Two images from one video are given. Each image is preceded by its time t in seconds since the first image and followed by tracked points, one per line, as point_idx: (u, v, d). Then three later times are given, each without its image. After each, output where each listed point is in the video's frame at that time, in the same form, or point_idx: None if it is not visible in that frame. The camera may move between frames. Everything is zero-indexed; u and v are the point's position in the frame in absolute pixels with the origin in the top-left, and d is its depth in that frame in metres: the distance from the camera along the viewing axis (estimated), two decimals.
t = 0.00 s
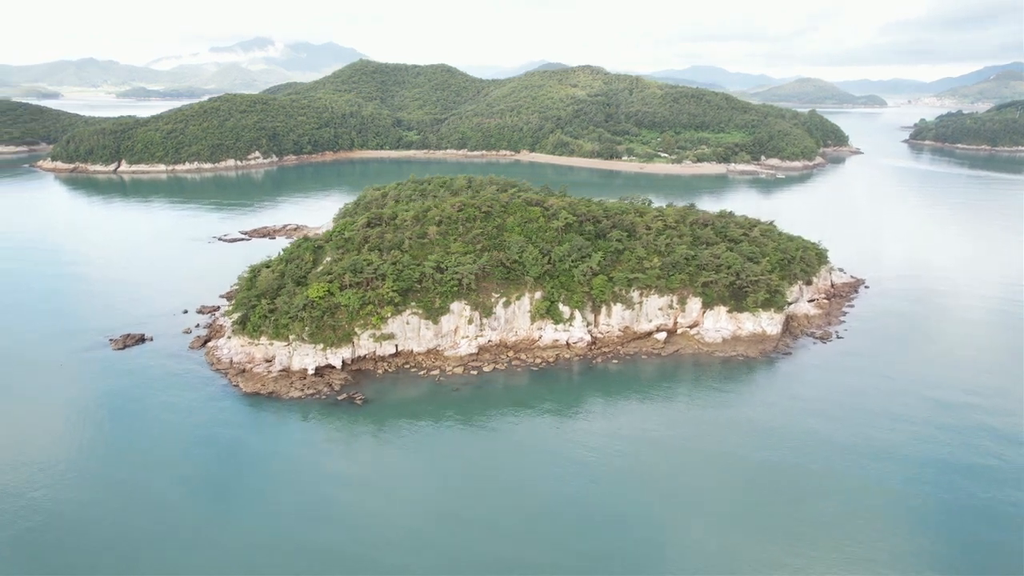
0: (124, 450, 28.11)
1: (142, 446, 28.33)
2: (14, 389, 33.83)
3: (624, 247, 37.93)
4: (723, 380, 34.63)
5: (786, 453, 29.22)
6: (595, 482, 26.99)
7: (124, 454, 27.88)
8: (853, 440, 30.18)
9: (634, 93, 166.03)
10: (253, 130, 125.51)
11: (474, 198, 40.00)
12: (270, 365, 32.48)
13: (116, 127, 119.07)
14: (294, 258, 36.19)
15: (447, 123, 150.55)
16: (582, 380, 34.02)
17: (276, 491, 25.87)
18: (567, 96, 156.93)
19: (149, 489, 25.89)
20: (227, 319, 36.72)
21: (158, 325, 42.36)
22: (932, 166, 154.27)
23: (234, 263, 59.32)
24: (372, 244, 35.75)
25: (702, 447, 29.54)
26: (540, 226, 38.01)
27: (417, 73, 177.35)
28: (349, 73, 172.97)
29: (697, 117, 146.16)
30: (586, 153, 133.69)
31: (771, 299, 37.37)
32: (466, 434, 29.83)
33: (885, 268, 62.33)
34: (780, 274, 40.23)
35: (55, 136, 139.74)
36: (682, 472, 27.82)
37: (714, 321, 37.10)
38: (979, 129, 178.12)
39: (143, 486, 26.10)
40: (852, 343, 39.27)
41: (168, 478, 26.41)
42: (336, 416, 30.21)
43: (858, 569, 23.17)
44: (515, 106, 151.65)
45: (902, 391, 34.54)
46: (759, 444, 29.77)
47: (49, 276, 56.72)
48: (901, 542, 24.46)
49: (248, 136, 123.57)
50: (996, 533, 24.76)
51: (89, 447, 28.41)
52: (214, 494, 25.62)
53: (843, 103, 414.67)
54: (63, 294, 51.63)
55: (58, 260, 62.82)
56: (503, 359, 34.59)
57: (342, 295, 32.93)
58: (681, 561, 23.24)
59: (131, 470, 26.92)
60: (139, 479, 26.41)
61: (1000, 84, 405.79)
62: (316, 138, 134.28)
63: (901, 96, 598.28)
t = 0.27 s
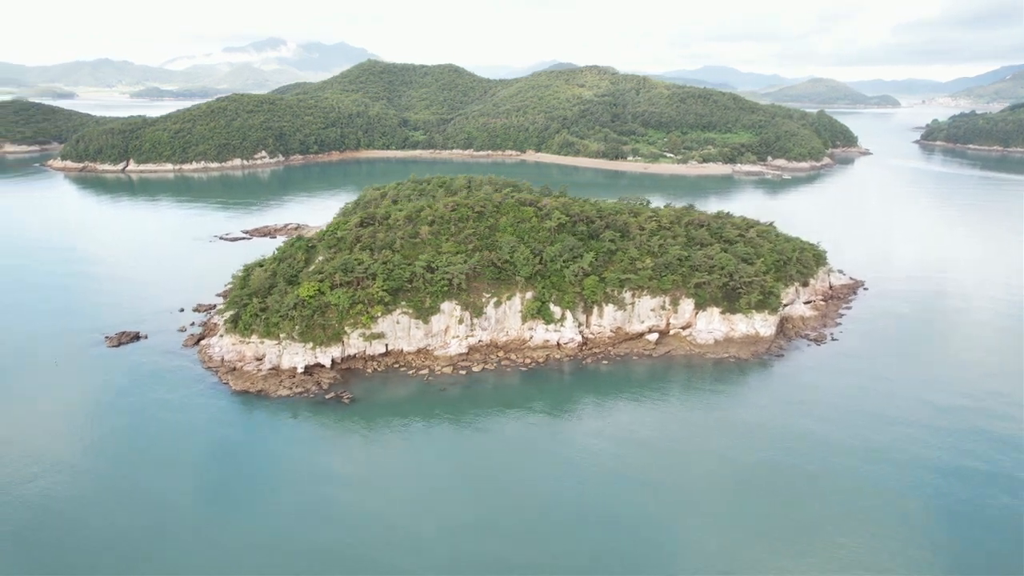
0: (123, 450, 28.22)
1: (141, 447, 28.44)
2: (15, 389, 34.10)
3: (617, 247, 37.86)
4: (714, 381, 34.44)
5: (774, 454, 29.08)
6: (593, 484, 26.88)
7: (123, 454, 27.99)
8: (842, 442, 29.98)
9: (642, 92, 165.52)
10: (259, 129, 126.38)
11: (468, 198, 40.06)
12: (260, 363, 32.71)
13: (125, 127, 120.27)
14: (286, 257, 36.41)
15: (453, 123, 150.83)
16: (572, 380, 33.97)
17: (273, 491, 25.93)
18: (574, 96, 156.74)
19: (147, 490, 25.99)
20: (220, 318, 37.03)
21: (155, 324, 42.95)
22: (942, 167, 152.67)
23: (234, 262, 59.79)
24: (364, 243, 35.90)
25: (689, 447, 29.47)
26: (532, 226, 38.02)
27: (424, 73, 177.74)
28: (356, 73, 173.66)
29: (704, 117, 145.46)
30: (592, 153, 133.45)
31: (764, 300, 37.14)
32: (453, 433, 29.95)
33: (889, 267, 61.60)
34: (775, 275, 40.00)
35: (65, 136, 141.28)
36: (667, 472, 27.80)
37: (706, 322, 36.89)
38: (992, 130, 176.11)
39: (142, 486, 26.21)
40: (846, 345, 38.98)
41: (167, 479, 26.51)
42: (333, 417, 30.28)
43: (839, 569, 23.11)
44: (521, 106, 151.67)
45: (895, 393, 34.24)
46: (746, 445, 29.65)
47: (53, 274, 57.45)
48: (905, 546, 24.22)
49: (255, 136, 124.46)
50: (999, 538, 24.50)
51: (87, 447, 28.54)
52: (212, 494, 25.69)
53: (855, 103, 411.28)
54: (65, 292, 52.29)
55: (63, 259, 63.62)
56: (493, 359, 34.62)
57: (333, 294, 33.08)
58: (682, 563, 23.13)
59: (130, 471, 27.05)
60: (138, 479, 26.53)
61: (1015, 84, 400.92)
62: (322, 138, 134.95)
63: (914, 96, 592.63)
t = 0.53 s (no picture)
0: (125, 449, 28.35)
1: (143, 446, 28.56)
2: (19, 387, 34.40)
3: (613, 248, 37.79)
4: (708, 383, 34.25)
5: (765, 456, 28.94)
6: (593, 486, 26.77)
7: (125, 453, 28.10)
8: (834, 445, 29.77)
9: (651, 93, 164.88)
10: (268, 129, 127.31)
11: (465, 198, 40.14)
12: (254, 361, 32.98)
13: (136, 126, 121.55)
14: (283, 256, 36.66)
15: (461, 123, 151.05)
16: (564, 380, 33.93)
17: (273, 491, 26.01)
18: (582, 96, 156.50)
19: (147, 489, 26.05)
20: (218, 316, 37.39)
21: (155, 322, 43.49)
22: (955, 168, 150.84)
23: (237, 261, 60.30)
24: (360, 243, 36.10)
25: (680, 448, 29.39)
26: (528, 226, 38.03)
27: (434, 73, 178.13)
28: (366, 73, 174.43)
29: (713, 118, 144.62)
30: (599, 154, 133.15)
31: (761, 302, 36.88)
32: (444, 431, 30.08)
33: (895, 268, 60.97)
34: (773, 276, 39.74)
35: (78, 135, 143.03)
36: (657, 472, 27.76)
37: (702, 324, 36.69)
38: (1006, 131, 173.72)
39: (142, 486, 26.30)
40: (844, 348, 38.64)
41: (168, 479, 26.61)
42: (329, 415, 30.48)
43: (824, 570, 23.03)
44: (529, 106, 151.67)
45: (891, 396, 33.87)
46: (737, 446, 29.55)
47: (59, 272, 58.23)
48: (910, 551, 23.93)
49: (263, 136, 125.40)
50: (1005, 544, 24.16)
51: (89, 446, 28.68)
52: (212, 494, 25.79)
53: (869, 103, 407.14)
54: (70, 289, 53.02)
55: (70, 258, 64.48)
56: (487, 359, 34.65)
57: (327, 293, 33.27)
58: (685, 566, 22.99)
59: (131, 470, 27.16)
60: (139, 479, 26.63)
61: None
62: (331, 138, 135.67)
63: (930, 96, 585.86)
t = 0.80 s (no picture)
0: (128, 449, 28.55)
1: (145, 446, 28.75)
2: (25, 386, 34.82)
3: (610, 249, 37.70)
4: (703, 385, 34.05)
5: (757, 458, 28.75)
6: (592, 488, 26.65)
7: (127, 453, 28.30)
8: (828, 448, 29.50)
9: (661, 93, 164.16)
10: (278, 129, 128.27)
11: (463, 198, 40.22)
12: (250, 359, 33.26)
13: (148, 126, 122.91)
14: (280, 255, 36.92)
15: (470, 123, 151.30)
16: (558, 381, 33.88)
17: (265, 487, 26.32)
18: (591, 96, 156.19)
19: (148, 489, 26.22)
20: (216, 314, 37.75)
21: (156, 320, 44.05)
22: (969, 169, 148.90)
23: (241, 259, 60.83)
24: (357, 242, 36.29)
25: (671, 449, 29.28)
26: (525, 226, 38.04)
27: (444, 73, 178.55)
28: (376, 74, 175.19)
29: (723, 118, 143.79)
30: (607, 154, 132.85)
31: (759, 304, 36.61)
32: (436, 430, 30.19)
33: (902, 270, 60.37)
34: (773, 278, 39.44)
35: (92, 134, 144.86)
36: (647, 472, 27.69)
37: (699, 326, 36.47)
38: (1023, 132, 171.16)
39: (144, 485, 26.47)
40: (844, 350, 38.26)
41: (164, 476, 26.88)
42: (322, 413, 30.73)
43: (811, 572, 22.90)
44: (538, 106, 151.63)
45: (888, 399, 33.53)
46: (729, 448, 29.40)
47: (66, 270, 59.03)
48: (900, 554, 23.75)
49: (273, 135, 126.37)
50: (995, 548, 23.92)
51: (93, 445, 28.92)
52: (213, 494, 25.92)
53: (884, 103, 402.69)
54: (75, 287, 53.72)
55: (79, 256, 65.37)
56: (481, 359, 34.68)
57: (322, 292, 33.46)
58: (687, 570, 22.81)
59: (133, 470, 27.35)
60: (133, 474, 27.00)
61: None
62: (340, 138, 136.41)
63: (947, 96, 578.50)
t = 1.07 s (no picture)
0: (110, 446, 28.72)
1: (127, 443, 28.90)
2: (16, 385, 34.88)
3: (595, 249, 37.71)
4: (685, 385, 34.01)
5: (737, 458, 28.72)
6: (568, 487, 26.70)
7: (108, 450, 28.44)
8: (808, 448, 29.43)
9: (660, 93, 164.02)
10: (276, 129, 128.48)
11: (449, 198, 40.26)
12: (233, 359, 33.36)
13: (147, 126, 123.23)
14: (265, 255, 37.01)
15: (469, 123, 151.35)
16: (541, 381, 33.89)
17: (243, 483, 26.49)
18: (590, 96, 156.03)
19: (127, 485, 26.39)
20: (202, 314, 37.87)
21: (144, 319, 44.27)
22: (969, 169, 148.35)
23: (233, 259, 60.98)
24: (342, 242, 36.37)
25: (651, 449, 29.26)
26: (511, 226, 38.08)
27: (443, 73, 178.62)
28: (376, 74, 175.34)
29: (722, 118, 143.55)
30: (605, 154, 132.75)
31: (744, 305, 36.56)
32: (417, 429, 30.26)
33: (894, 270, 60.26)
34: (759, 279, 39.36)
35: (92, 134, 145.27)
36: (626, 472, 27.71)
37: (683, 326, 36.42)
38: None
39: (123, 481, 26.66)
40: (830, 351, 38.17)
41: (145, 472, 27.04)
42: (304, 412, 30.84)
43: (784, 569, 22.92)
44: (537, 106, 151.54)
45: (871, 399, 33.42)
46: (708, 448, 29.37)
47: (59, 270, 59.22)
48: (875, 552, 23.76)
49: (271, 135, 126.58)
50: (970, 546, 23.92)
51: (84, 444, 28.94)
52: (191, 489, 26.12)
53: (887, 103, 401.18)
54: (67, 287, 53.97)
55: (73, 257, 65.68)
56: (464, 359, 34.69)
57: (305, 292, 33.53)
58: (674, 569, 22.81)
59: (114, 466, 27.50)
60: (113, 470, 27.16)
61: None
62: (339, 138, 136.56)
63: (951, 96, 576.27)
